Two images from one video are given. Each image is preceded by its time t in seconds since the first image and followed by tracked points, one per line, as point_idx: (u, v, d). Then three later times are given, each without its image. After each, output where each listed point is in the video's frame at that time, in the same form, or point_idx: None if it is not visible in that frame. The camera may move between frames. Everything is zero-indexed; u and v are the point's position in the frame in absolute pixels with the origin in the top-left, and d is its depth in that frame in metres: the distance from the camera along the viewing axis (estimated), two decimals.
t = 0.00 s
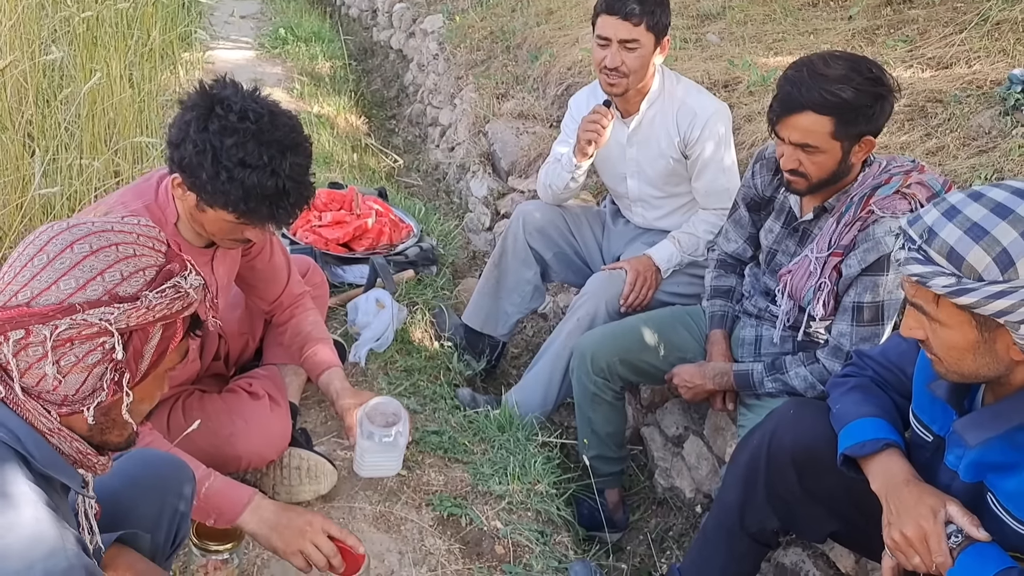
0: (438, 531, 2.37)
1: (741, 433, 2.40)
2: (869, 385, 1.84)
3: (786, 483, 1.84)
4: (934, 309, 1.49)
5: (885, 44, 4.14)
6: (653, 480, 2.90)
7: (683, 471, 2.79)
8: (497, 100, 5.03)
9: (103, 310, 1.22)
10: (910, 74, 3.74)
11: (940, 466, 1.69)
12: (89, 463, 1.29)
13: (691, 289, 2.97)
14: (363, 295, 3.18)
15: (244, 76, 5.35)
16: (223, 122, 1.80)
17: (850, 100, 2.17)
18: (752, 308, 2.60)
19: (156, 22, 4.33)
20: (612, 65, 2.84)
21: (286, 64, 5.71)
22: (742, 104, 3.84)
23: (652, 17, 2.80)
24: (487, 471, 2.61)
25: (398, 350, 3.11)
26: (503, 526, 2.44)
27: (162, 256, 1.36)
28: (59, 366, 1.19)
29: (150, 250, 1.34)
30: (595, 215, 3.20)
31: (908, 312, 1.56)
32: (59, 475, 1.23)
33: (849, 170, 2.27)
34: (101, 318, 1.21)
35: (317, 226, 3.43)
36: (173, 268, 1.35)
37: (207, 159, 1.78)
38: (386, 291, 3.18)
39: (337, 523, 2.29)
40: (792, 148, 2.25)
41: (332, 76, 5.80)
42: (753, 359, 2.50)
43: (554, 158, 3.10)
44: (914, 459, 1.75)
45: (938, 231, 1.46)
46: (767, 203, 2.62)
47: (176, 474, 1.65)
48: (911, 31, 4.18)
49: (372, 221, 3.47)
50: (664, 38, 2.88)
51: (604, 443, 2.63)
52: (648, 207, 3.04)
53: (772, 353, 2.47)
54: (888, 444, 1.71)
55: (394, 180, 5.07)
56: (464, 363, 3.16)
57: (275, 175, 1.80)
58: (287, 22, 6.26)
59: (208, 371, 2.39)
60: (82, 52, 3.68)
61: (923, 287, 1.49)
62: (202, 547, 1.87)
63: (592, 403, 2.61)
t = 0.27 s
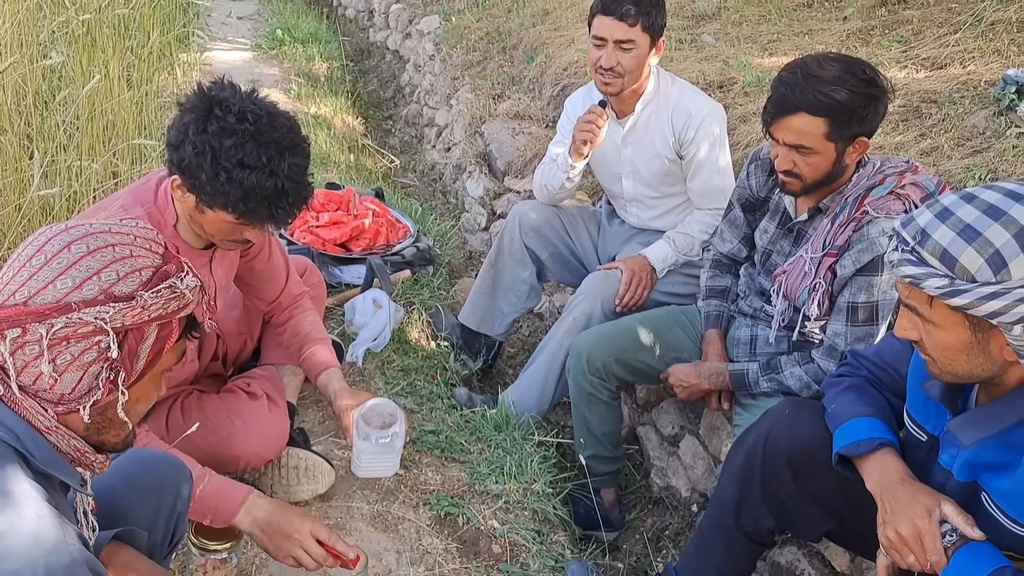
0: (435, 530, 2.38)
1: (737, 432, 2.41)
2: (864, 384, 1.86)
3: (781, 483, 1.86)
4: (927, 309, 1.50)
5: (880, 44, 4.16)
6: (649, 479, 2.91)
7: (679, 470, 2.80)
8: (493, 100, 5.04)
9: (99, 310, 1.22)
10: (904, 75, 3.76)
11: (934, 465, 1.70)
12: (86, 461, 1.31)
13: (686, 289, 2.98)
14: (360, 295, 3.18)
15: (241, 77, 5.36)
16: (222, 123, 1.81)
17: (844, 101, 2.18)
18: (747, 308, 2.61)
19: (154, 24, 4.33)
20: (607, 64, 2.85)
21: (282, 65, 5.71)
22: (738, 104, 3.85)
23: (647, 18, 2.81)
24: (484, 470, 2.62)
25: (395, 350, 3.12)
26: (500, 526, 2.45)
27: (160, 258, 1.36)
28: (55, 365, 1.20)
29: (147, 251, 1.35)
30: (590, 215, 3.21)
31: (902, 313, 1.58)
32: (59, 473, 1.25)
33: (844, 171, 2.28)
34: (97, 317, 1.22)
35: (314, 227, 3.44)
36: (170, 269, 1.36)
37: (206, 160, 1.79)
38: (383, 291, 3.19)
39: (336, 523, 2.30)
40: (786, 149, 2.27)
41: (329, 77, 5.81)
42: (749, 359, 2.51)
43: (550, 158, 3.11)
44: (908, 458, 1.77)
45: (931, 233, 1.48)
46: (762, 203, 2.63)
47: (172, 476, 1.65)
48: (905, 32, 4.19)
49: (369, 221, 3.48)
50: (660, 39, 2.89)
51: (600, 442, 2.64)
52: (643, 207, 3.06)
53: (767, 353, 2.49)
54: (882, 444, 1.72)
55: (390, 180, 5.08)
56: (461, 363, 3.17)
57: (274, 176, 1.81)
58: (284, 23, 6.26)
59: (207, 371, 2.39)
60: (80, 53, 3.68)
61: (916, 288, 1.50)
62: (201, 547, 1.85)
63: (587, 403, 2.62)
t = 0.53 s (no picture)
0: (434, 532, 2.39)
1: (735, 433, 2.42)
2: (861, 386, 1.86)
3: (778, 484, 1.86)
4: (924, 313, 1.51)
5: (876, 46, 4.17)
6: (647, 480, 2.92)
7: (677, 471, 2.81)
8: (491, 102, 5.05)
9: (105, 310, 1.25)
10: (900, 77, 3.78)
11: (931, 466, 1.72)
12: (92, 457, 1.33)
13: (683, 290, 2.98)
14: (358, 296, 3.18)
15: (240, 79, 5.36)
16: (224, 128, 1.81)
17: (841, 104, 2.19)
18: (745, 309, 2.62)
19: (152, 27, 4.34)
20: (602, 65, 2.86)
21: (280, 67, 5.72)
22: (735, 106, 3.86)
23: (643, 19, 2.82)
24: (482, 471, 2.62)
25: (393, 352, 3.13)
26: (498, 527, 2.46)
27: (150, 254, 1.40)
28: (64, 367, 1.22)
29: (138, 249, 1.38)
30: (587, 216, 3.22)
31: (898, 315, 1.59)
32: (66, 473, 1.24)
33: (841, 173, 2.29)
34: (103, 318, 1.25)
35: (313, 229, 3.45)
36: (162, 265, 1.39)
37: (209, 165, 1.79)
38: (381, 293, 3.19)
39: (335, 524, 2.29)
40: (784, 151, 2.28)
41: (327, 79, 5.81)
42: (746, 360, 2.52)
43: (547, 159, 3.12)
44: (906, 459, 1.78)
45: (927, 237, 1.48)
46: (759, 205, 2.64)
47: (171, 479, 1.66)
48: (902, 34, 4.21)
49: (367, 223, 3.49)
50: (656, 41, 2.90)
51: (598, 444, 2.65)
52: (640, 208, 3.07)
53: (764, 354, 2.49)
54: (879, 445, 1.73)
55: (388, 182, 5.08)
56: (459, 364, 3.18)
57: (277, 179, 1.82)
58: (282, 26, 6.26)
59: (206, 372, 2.39)
60: (78, 55, 3.69)
61: (913, 292, 1.51)
62: (201, 548, 1.85)
63: (586, 404, 2.63)
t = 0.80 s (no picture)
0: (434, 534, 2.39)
1: (734, 436, 2.43)
2: (861, 389, 1.87)
3: (778, 486, 1.87)
4: (922, 317, 1.52)
5: (875, 49, 4.18)
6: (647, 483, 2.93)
7: (677, 474, 2.82)
8: (490, 105, 5.06)
9: (116, 303, 1.30)
10: (898, 80, 3.79)
11: (930, 468, 1.72)
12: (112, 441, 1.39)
13: (683, 292, 2.99)
14: (358, 298, 3.18)
15: (239, 81, 5.37)
16: (225, 137, 1.82)
17: (839, 108, 2.19)
18: (743, 312, 2.64)
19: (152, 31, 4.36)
20: (600, 67, 2.87)
21: (280, 69, 5.73)
22: (733, 109, 3.88)
23: (639, 21, 2.83)
24: (482, 474, 2.63)
25: (393, 354, 3.14)
26: (499, 529, 2.46)
27: (148, 246, 1.44)
28: (82, 361, 1.27)
29: (136, 242, 1.42)
30: (586, 219, 3.23)
31: (897, 319, 1.60)
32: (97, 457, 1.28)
33: (839, 176, 2.30)
34: (115, 311, 1.29)
35: (313, 231, 3.44)
36: (159, 254, 1.45)
37: (209, 174, 1.79)
38: (381, 295, 3.20)
39: (336, 525, 2.29)
40: (782, 155, 2.29)
41: (327, 81, 5.82)
42: (745, 363, 2.52)
43: (546, 162, 3.12)
44: (905, 462, 1.79)
45: (925, 241, 1.49)
46: (757, 208, 2.65)
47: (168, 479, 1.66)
48: (900, 37, 4.22)
49: (367, 225, 3.49)
50: (653, 44, 2.91)
51: (598, 446, 2.65)
52: (639, 210, 3.07)
53: (763, 357, 2.50)
54: (879, 448, 1.74)
55: (388, 184, 5.10)
56: (459, 367, 3.18)
57: (277, 188, 1.82)
58: (281, 28, 6.27)
59: (207, 375, 2.40)
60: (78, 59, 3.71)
61: (910, 296, 1.52)
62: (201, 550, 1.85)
63: (586, 406, 2.63)
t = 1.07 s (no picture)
0: (435, 537, 2.39)
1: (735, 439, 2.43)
2: (861, 393, 1.87)
3: (779, 490, 1.87)
4: (921, 321, 1.52)
5: (874, 53, 4.19)
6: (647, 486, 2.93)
7: (677, 477, 2.82)
8: (490, 108, 5.06)
9: (137, 295, 1.35)
10: (898, 84, 3.79)
11: (930, 473, 1.72)
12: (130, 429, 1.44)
13: (683, 296, 2.99)
14: (358, 301, 3.18)
15: (240, 85, 5.38)
16: (225, 141, 1.82)
17: (839, 114, 2.20)
18: (743, 316, 2.64)
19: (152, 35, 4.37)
20: (604, 73, 2.87)
21: (281, 72, 5.73)
22: (733, 113, 3.88)
23: (643, 28, 2.83)
24: (482, 477, 2.63)
25: (393, 357, 3.14)
26: (499, 533, 2.46)
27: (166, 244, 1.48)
28: (104, 349, 1.32)
29: (155, 240, 1.46)
30: (587, 222, 3.23)
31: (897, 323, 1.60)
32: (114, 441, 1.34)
33: (839, 181, 2.30)
34: (136, 302, 1.34)
35: (314, 234, 3.44)
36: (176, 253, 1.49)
37: (209, 178, 1.80)
38: (382, 298, 3.20)
39: (335, 529, 2.28)
40: (782, 159, 2.29)
41: (327, 84, 5.82)
42: (746, 366, 2.52)
43: (547, 166, 3.13)
44: (905, 466, 1.79)
45: (925, 246, 1.50)
46: (757, 212, 2.65)
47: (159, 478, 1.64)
48: (900, 41, 4.22)
49: (368, 228, 3.49)
50: (655, 49, 2.92)
51: (598, 449, 2.65)
52: (639, 214, 3.08)
53: (763, 361, 2.50)
54: (879, 452, 1.73)
55: (388, 187, 5.10)
56: (459, 370, 3.19)
57: (277, 192, 1.82)
58: (282, 31, 6.28)
59: (207, 378, 2.41)
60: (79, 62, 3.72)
61: (910, 300, 1.52)
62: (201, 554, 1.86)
63: (586, 409, 2.64)
